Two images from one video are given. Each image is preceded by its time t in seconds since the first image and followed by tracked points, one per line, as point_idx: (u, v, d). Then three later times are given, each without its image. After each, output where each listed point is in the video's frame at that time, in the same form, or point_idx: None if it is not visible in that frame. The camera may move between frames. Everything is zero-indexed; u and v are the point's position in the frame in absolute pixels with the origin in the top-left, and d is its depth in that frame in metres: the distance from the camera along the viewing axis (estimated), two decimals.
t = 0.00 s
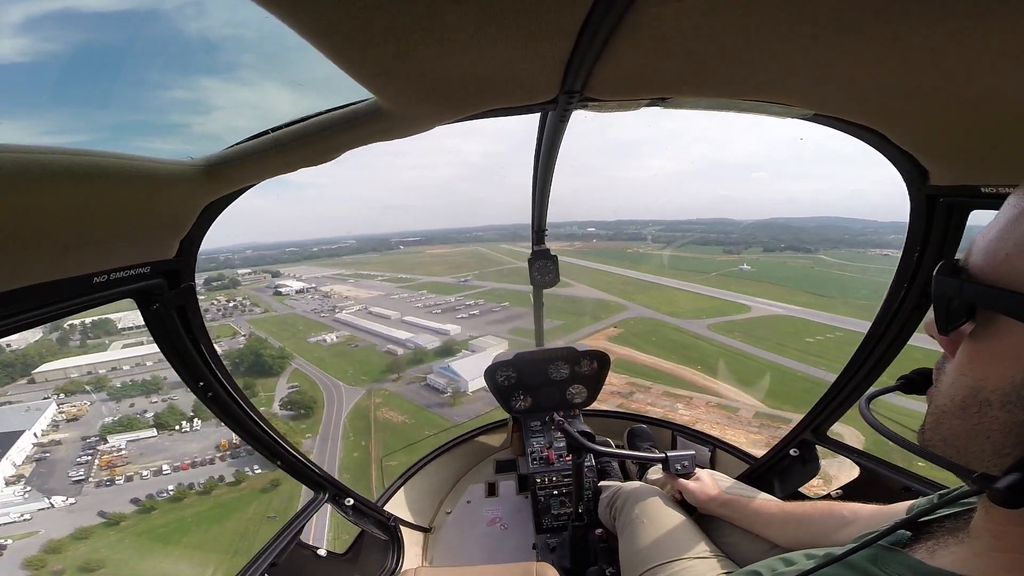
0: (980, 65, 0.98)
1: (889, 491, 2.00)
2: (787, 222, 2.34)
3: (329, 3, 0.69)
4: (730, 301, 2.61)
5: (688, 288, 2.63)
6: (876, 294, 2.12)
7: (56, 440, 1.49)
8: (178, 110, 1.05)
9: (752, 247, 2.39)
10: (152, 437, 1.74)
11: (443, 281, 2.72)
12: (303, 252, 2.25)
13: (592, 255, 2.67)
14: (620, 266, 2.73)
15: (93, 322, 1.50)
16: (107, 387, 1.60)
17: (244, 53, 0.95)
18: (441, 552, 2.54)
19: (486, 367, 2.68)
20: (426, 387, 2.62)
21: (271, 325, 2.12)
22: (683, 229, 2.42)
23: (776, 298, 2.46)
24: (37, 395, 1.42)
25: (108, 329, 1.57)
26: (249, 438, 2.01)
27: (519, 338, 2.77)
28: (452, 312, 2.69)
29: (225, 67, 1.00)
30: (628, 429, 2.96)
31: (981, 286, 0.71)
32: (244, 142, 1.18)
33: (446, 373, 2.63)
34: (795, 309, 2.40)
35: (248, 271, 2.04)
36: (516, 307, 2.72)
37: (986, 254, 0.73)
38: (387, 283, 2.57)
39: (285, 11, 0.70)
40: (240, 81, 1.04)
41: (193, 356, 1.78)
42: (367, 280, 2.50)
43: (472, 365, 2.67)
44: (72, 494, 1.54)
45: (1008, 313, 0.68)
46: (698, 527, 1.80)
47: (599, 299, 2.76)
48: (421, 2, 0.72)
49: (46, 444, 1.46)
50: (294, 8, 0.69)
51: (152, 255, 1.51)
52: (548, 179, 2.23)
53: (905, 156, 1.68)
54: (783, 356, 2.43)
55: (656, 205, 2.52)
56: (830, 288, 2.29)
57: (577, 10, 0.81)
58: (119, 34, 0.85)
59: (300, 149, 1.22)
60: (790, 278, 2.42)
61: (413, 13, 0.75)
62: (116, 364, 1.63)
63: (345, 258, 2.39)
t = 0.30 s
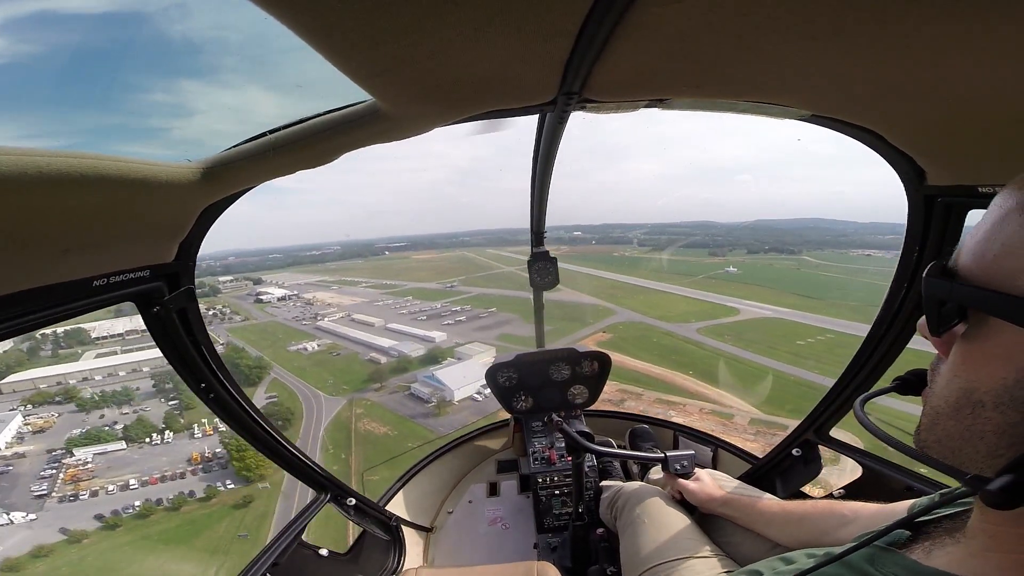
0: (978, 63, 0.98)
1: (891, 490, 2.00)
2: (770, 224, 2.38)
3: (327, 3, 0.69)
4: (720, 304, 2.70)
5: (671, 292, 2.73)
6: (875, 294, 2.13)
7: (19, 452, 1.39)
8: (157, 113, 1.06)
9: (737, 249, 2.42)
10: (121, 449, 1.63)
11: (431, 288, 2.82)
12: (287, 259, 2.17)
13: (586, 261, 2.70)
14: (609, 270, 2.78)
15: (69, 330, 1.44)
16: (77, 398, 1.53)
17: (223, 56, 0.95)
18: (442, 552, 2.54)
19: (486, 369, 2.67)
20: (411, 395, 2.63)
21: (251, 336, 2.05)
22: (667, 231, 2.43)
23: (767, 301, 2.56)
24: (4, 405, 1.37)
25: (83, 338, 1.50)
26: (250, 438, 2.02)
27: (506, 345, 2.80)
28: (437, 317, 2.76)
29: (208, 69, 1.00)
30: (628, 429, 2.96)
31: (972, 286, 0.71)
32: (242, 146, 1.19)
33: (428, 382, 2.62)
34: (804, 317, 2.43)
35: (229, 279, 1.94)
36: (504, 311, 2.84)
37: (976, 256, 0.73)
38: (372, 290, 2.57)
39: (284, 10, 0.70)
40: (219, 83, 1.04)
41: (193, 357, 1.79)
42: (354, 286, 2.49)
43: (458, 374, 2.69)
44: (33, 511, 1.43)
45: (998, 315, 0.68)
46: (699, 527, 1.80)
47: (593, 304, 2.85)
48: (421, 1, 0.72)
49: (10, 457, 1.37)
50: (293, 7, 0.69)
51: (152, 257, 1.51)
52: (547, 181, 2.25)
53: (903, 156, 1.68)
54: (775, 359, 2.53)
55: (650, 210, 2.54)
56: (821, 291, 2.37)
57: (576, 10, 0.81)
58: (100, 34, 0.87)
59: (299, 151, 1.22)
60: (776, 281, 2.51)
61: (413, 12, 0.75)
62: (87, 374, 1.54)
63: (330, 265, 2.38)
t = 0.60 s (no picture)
0: (979, 64, 0.98)
1: (891, 490, 2.01)
2: (758, 225, 2.36)
3: (325, 3, 0.68)
4: (714, 305, 2.69)
5: (668, 293, 2.70)
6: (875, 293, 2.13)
7: None
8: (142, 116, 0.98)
9: (726, 249, 2.43)
10: (91, 461, 1.51)
11: (421, 291, 2.70)
12: (276, 262, 2.13)
13: (582, 261, 2.64)
14: (603, 272, 2.71)
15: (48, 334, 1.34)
16: (48, 408, 1.41)
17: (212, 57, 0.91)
18: (442, 552, 2.54)
19: (487, 367, 2.66)
20: (395, 404, 2.51)
21: (234, 341, 1.95)
22: (657, 232, 2.41)
23: (762, 301, 2.59)
24: None
25: (61, 344, 1.40)
26: (249, 438, 2.01)
27: (495, 348, 2.70)
28: (427, 321, 2.64)
29: (195, 71, 0.95)
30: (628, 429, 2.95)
31: (980, 286, 0.71)
32: (243, 144, 1.18)
33: (413, 390, 2.52)
34: (798, 317, 2.46)
35: (215, 283, 1.86)
36: (497, 314, 2.80)
37: (983, 255, 0.74)
38: (360, 292, 2.43)
39: (283, 9, 0.70)
40: (209, 86, 0.99)
41: (194, 356, 1.79)
42: (340, 289, 2.37)
43: (445, 379, 2.63)
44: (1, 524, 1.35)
45: (1006, 314, 0.68)
46: (699, 526, 1.80)
47: (588, 307, 2.78)
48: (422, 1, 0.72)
49: None
50: (292, 7, 0.68)
51: (153, 257, 1.51)
52: (548, 180, 2.24)
53: (903, 156, 1.68)
54: (770, 360, 2.53)
55: (646, 210, 2.53)
56: (819, 292, 2.38)
57: (576, 9, 0.81)
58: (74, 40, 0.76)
59: (299, 149, 1.22)
60: (770, 280, 2.52)
61: (413, 12, 0.75)
62: (62, 382, 1.43)
63: (320, 267, 2.28)
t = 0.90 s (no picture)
0: (979, 63, 0.98)
1: (892, 489, 2.01)
2: (755, 222, 2.36)
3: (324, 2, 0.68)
4: (714, 304, 2.62)
5: (668, 294, 2.66)
6: (874, 291, 2.13)
7: None
8: (141, 117, 1.03)
9: (724, 247, 2.41)
10: (75, 471, 1.48)
11: (416, 292, 2.67)
12: (274, 263, 2.14)
13: (581, 261, 2.63)
14: (603, 270, 2.68)
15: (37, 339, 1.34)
16: (34, 415, 1.39)
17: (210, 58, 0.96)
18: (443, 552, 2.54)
19: (487, 366, 2.65)
20: (388, 411, 2.48)
21: (224, 346, 1.89)
22: (656, 230, 2.41)
23: (763, 300, 2.50)
24: None
25: (51, 350, 1.40)
26: (250, 438, 2.01)
27: (494, 351, 2.71)
28: (423, 324, 2.60)
29: (189, 74, 1.01)
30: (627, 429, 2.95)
31: (977, 286, 0.71)
32: (242, 144, 1.17)
33: (407, 397, 2.50)
34: (798, 316, 2.39)
35: (211, 285, 1.83)
36: (497, 316, 2.82)
37: (980, 255, 0.73)
38: (356, 294, 2.41)
39: (283, 8, 0.69)
40: (207, 87, 1.05)
41: (194, 357, 1.79)
42: (336, 290, 2.34)
43: (439, 385, 2.64)
44: None
45: (1002, 314, 0.68)
46: (699, 526, 1.79)
47: (585, 307, 2.73)
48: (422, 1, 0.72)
49: None
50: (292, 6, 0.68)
51: (151, 258, 1.51)
52: (547, 180, 2.24)
53: (902, 156, 1.68)
54: (774, 361, 2.47)
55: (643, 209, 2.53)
56: (818, 288, 2.32)
57: (576, 8, 0.80)
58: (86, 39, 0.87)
59: (299, 149, 1.22)
60: (771, 278, 2.45)
61: (413, 12, 0.75)
62: (49, 389, 1.42)
63: (316, 269, 2.27)
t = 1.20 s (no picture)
0: (979, 63, 0.98)
1: (892, 490, 2.01)
2: (767, 224, 2.36)
3: (324, 3, 0.68)
4: (724, 308, 2.61)
5: (675, 296, 2.65)
6: (874, 293, 2.13)
7: None
8: (148, 121, 1.03)
9: (734, 249, 2.41)
10: (66, 478, 1.49)
11: (419, 295, 2.62)
12: (280, 266, 2.20)
13: (583, 262, 2.65)
14: (603, 272, 2.69)
15: (42, 342, 1.35)
16: (29, 421, 1.40)
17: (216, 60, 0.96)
18: (443, 554, 2.54)
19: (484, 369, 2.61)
20: (389, 418, 2.49)
21: (225, 349, 1.89)
22: (663, 230, 2.41)
23: (771, 302, 2.50)
24: None
25: (55, 353, 1.41)
26: (248, 440, 2.00)
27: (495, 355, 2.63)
28: (426, 327, 2.56)
29: (199, 77, 1.01)
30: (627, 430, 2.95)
31: (976, 287, 0.71)
32: (243, 145, 1.17)
33: (410, 404, 2.51)
34: (807, 317, 2.39)
35: (217, 288, 1.86)
36: (500, 319, 2.75)
37: (978, 258, 0.74)
38: (361, 297, 2.44)
39: (283, 10, 0.69)
40: (212, 91, 1.04)
41: (193, 359, 1.78)
42: (342, 294, 2.38)
43: (441, 393, 2.62)
44: None
45: (1001, 315, 0.68)
46: (700, 528, 1.79)
47: (594, 310, 2.71)
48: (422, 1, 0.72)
49: None
50: (291, 7, 0.68)
51: (150, 260, 1.51)
52: (547, 182, 2.24)
53: (901, 157, 1.69)
54: (774, 361, 2.49)
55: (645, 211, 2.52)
56: (829, 290, 2.31)
57: (577, 8, 0.80)
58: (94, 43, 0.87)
59: (299, 150, 1.21)
60: (781, 279, 2.45)
61: (414, 12, 0.75)
62: (47, 394, 1.43)
63: (322, 271, 2.29)
